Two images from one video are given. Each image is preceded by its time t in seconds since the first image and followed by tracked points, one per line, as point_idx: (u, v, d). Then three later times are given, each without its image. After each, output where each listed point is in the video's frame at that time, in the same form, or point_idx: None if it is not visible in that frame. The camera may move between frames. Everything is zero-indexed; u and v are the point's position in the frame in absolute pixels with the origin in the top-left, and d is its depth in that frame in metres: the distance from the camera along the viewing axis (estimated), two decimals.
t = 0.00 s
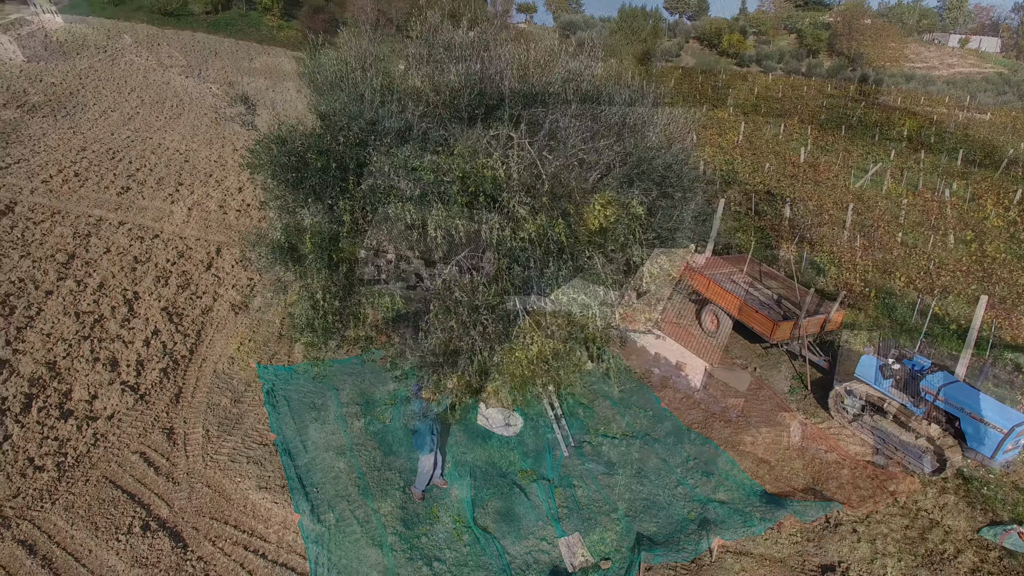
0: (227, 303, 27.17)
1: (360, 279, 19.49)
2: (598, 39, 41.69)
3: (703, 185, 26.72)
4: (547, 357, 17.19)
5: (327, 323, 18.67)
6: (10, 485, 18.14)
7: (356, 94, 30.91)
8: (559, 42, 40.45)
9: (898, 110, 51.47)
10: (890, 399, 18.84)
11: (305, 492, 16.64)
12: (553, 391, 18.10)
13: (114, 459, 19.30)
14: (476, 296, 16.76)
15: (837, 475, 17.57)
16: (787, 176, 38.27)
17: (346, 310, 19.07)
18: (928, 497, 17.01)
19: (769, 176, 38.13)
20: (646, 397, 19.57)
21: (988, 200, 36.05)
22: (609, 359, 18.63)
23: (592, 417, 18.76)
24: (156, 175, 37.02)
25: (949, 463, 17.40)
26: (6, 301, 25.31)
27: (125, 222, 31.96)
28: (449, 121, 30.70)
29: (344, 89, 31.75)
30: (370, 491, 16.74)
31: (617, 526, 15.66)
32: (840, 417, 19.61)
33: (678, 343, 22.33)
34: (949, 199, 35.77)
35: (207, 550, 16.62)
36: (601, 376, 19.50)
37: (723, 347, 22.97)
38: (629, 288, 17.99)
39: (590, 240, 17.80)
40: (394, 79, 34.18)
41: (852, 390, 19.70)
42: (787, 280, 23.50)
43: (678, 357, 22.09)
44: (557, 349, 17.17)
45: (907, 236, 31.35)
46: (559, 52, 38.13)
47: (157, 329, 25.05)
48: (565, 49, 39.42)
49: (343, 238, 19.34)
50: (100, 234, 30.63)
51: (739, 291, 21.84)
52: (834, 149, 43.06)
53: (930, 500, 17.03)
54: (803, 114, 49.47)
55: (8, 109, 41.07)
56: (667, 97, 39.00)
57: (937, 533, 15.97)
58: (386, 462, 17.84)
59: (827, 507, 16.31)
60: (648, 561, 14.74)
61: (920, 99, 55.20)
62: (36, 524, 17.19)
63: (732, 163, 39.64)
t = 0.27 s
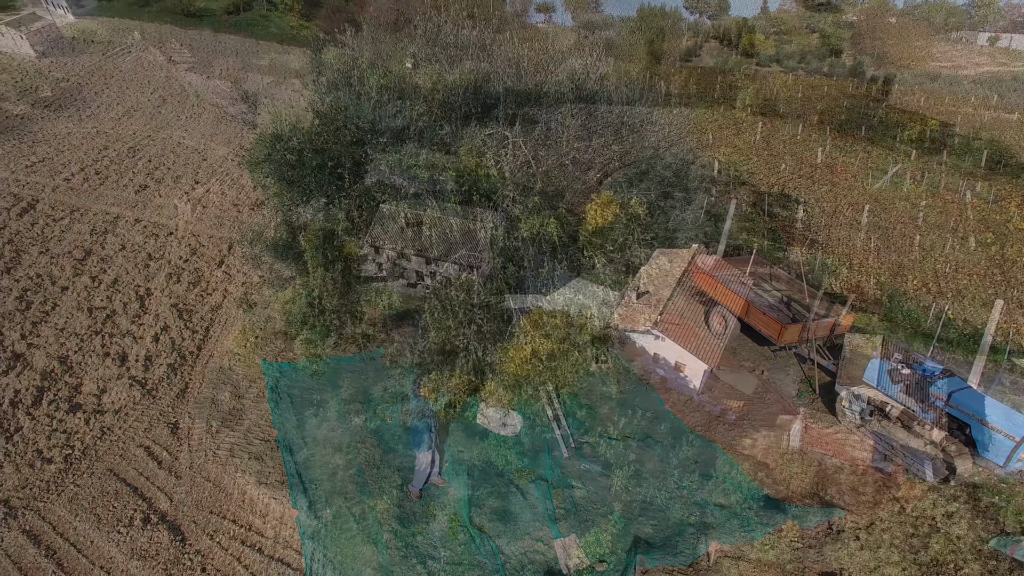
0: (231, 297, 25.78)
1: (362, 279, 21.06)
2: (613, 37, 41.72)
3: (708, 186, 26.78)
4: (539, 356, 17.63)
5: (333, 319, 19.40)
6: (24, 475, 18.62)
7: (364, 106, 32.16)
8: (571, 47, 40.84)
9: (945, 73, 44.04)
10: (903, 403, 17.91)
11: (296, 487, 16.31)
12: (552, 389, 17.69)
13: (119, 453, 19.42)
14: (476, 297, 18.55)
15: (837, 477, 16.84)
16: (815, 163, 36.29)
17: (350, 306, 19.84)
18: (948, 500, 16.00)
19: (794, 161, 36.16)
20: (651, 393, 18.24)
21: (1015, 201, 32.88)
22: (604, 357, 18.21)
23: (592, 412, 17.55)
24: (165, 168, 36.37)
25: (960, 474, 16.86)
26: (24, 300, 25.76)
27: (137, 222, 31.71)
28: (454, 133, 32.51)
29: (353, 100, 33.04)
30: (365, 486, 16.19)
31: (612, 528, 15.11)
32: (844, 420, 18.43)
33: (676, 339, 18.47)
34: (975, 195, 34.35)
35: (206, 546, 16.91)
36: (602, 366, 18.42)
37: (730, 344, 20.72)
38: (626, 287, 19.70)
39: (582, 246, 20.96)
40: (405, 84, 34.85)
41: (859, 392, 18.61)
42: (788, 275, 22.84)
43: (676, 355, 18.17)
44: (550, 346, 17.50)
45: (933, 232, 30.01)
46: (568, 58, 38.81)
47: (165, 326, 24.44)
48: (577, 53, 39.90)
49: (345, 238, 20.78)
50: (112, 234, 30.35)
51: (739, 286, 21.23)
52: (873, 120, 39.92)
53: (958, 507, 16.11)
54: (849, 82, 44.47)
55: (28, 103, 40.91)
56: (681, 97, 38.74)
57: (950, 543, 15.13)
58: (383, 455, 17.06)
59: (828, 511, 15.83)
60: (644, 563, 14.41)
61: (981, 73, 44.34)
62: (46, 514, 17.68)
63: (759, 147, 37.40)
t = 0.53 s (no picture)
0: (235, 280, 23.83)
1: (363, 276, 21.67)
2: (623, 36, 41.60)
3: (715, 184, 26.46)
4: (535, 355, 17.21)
5: (336, 317, 19.02)
6: (25, 467, 18.36)
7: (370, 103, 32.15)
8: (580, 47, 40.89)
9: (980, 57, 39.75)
10: (914, 410, 16.53)
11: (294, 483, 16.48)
12: (557, 390, 16.90)
13: (123, 446, 18.91)
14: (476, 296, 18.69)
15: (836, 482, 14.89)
16: (838, 142, 34.11)
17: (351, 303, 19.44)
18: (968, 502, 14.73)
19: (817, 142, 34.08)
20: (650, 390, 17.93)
21: None
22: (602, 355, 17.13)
23: (591, 410, 17.08)
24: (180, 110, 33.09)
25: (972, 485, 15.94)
26: (30, 275, 24.25)
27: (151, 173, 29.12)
28: (462, 132, 32.74)
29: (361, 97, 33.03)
30: (361, 483, 16.21)
31: (609, 530, 14.56)
32: (844, 428, 16.45)
33: (676, 340, 17.27)
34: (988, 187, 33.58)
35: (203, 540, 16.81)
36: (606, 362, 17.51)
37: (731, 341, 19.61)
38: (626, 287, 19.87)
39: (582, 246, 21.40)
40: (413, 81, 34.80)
41: (862, 397, 17.11)
42: (795, 271, 22.79)
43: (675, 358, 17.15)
44: (548, 346, 17.01)
45: (965, 217, 27.84)
46: (576, 58, 38.99)
47: (177, 320, 22.46)
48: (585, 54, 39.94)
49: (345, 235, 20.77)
50: (117, 193, 27.99)
51: (745, 283, 19.33)
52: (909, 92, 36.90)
53: (979, 508, 14.77)
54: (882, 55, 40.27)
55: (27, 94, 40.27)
56: (698, 83, 37.54)
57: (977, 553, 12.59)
58: (380, 453, 16.95)
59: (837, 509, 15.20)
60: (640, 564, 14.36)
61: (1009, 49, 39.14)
62: (46, 507, 17.56)
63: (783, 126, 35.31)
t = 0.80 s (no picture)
0: (239, 275, 23.64)
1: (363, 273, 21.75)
2: (629, 38, 41.65)
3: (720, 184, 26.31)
4: (533, 353, 16.68)
5: (336, 315, 19.03)
6: (31, 458, 18.49)
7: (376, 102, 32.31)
8: (586, 48, 40.96)
9: (989, 60, 39.61)
10: (914, 413, 16.26)
11: (294, 479, 16.87)
12: (557, 389, 16.30)
13: (127, 439, 18.94)
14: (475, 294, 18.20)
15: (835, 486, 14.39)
16: (844, 144, 33.97)
17: (351, 299, 19.46)
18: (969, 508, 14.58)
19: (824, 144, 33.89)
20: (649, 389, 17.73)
21: None
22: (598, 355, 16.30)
23: (589, 410, 16.69)
24: (189, 107, 33.26)
25: (974, 494, 15.51)
26: (36, 265, 24.08)
27: (158, 167, 29.05)
28: (467, 131, 32.74)
29: (367, 96, 33.23)
30: (358, 478, 16.33)
31: (606, 532, 14.36)
32: (844, 430, 15.96)
33: (676, 341, 16.59)
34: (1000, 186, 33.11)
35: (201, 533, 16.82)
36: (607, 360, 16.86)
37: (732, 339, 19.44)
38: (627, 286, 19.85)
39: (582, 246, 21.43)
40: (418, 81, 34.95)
41: (862, 399, 16.83)
42: (800, 270, 21.83)
43: (673, 359, 16.61)
44: (545, 345, 16.39)
45: (972, 219, 27.61)
46: (582, 59, 39.01)
47: (183, 314, 22.36)
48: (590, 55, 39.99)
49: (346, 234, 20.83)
50: (126, 186, 27.92)
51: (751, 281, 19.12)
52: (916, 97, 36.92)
53: (981, 514, 14.61)
54: (891, 58, 40.24)
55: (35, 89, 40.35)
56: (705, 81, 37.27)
57: (973, 559, 12.73)
58: (378, 449, 17.03)
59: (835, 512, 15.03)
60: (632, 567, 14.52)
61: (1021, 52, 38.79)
62: (50, 498, 17.70)
63: (788, 128, 35.23)
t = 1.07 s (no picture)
0: (240, 271, 23.65)
1: (363, 270, 21.80)
2: (636, 38, 41.49)
3: (724, 185, 26.16)
4: (530, 352, 15.88)
5: (335, 311, 19.04)
6: (31, 451, 18.59)
7: (381, 99, 32.27)
8: (592, 47, 40.78)
9: (1002, 61, 39.09)
10: (915, 417, 16.05)
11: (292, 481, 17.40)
12: (554, 392, 15.37)
13: (127, 433, 19.04)
14: (474, 292, 18.04)
15: (833, 489, 14.15)
16: (851, 145, 33.68)
17: (350, 296, 19.46)
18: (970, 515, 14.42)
19: (831, 144, 33.64)
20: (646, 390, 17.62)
21: None
22: (595, 351, 15.57)
23: (586, 407, 15.74)
24: (194, 104, 33.38)
25: (973, 499, 15.33)
26: (40, 259, 24.24)
27: (163, 164, 29.18)
28: (471, 128, 32.58)
29: (371, 94, 33.21)
30: (354, 475, 16.43)
31: (603, 533, 14.34)
32: (842, 433, 15.69)
33: (675, 340, 16.42)
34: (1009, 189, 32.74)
35: (198, 528, 16.97)
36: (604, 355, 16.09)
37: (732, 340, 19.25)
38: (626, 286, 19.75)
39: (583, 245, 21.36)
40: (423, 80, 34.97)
41: (862, 403, 16.60)
42: (803, 270, 21.48)
43: (670, 359, 16.41)
44: (541, 342, 15.65)
45: (980, 222, 27.31)
46: (589, 58, 38.83)
47: (183, 309, 22.47)
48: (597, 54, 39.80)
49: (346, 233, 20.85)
50: (131, 182, 28.02)
51: (753, 282, 19.13)
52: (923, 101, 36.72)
53: (980, 520, 14.46)
54: (899, 61, 40.04)
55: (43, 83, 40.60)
56: (712, 81, 37.04)
57: (972, 566, 12.60)
58: (373, 446, 17.04)
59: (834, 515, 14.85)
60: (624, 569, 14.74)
61: None
62: (50, 491, 17.83)
63: (795, 129, 35.02)
